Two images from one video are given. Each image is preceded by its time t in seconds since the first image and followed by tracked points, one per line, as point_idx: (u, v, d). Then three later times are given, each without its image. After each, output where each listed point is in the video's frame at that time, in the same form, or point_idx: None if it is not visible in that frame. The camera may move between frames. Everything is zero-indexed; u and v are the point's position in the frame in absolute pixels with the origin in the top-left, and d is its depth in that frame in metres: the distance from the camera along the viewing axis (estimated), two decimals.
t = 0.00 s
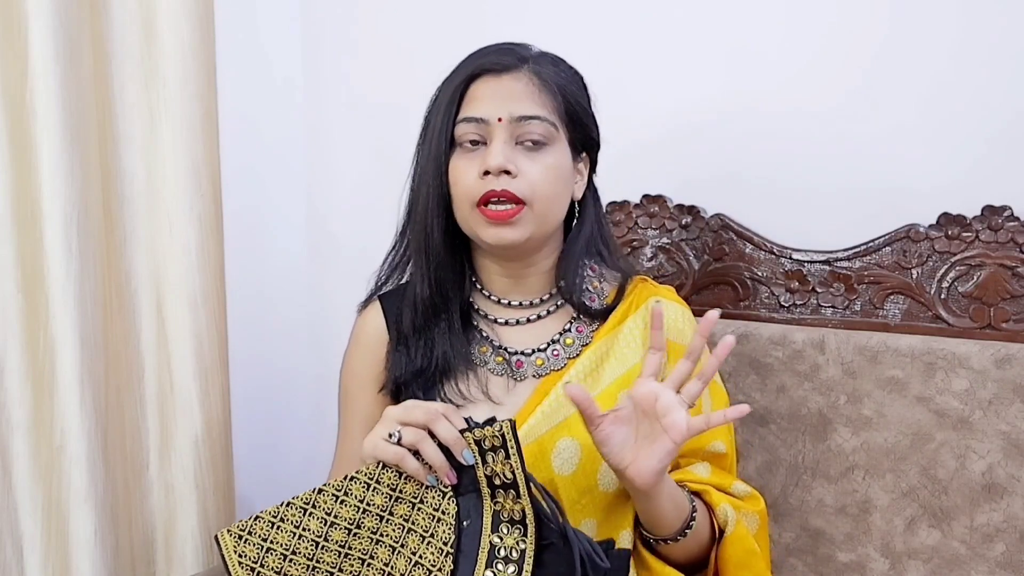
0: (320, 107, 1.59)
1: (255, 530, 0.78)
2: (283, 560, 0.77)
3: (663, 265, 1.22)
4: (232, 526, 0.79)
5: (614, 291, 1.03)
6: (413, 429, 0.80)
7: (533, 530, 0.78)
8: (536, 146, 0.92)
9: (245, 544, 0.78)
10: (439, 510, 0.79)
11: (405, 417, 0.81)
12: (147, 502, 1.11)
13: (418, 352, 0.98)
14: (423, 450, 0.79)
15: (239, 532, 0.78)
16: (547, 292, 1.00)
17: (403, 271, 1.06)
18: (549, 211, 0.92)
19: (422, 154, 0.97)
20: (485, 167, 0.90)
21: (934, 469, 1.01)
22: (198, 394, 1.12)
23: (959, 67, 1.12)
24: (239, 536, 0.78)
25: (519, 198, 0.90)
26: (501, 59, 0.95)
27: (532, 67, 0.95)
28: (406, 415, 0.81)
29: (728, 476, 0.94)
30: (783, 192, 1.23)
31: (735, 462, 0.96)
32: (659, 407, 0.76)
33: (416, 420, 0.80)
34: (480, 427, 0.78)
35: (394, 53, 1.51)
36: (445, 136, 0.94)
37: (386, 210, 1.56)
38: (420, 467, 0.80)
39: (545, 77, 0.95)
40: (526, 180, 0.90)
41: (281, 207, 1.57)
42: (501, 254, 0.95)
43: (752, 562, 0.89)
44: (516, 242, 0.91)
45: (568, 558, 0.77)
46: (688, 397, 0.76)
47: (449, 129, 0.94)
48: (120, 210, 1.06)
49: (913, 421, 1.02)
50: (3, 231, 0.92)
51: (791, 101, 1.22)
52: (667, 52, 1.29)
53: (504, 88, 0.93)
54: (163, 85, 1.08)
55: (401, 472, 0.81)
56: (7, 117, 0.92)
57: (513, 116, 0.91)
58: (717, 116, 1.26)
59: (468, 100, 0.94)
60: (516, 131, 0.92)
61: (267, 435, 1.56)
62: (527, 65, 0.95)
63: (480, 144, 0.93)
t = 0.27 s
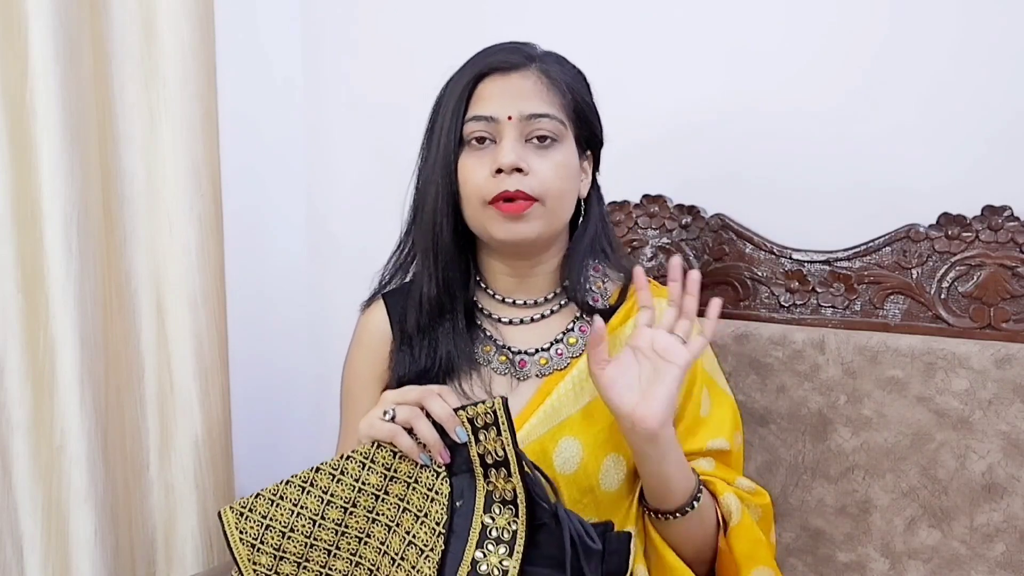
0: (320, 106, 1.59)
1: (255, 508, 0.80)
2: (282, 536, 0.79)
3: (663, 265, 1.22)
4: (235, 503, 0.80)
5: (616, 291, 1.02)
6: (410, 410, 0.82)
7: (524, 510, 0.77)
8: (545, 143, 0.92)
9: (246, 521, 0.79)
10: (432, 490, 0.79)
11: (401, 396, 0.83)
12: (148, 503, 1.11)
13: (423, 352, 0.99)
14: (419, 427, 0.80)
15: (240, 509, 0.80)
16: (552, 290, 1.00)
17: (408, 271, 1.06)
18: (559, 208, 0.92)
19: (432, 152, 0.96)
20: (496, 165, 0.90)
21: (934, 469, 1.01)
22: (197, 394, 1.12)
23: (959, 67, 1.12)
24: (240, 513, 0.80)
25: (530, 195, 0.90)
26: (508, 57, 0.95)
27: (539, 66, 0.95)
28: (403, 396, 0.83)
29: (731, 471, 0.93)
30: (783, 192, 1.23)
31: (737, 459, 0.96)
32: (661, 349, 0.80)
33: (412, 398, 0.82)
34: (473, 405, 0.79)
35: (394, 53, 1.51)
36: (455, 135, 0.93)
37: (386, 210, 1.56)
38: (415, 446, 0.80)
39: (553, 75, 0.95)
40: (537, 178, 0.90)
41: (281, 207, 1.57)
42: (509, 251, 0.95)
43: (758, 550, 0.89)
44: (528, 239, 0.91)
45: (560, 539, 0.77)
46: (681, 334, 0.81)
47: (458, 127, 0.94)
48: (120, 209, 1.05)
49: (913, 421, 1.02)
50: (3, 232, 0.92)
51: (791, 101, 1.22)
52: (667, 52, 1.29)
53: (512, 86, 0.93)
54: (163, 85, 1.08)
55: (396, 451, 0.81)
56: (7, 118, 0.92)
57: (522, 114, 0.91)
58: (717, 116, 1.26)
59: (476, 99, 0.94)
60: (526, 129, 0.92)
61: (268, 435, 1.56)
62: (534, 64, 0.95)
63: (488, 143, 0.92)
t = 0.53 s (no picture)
0: (321, 106, 1.59)
1: (256, 510, 0.81)
2: (283, 538, 0.80)
3: (663, 265, 1.22)
4: (238, 506, 0.82)
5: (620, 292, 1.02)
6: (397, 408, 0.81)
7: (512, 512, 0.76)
8: (545, 151, 0.92)
9: (248, 524, 0.81)
10: (425, 490, 0.79)
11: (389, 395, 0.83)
12: (148, 504, 1.11)
13: (427, 350, 0.99)
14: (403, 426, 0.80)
15: (243, 512, 0.81)
16: (555, 289, 1.00)
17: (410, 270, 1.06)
18: (561, 214, 0.93)
19: (432, 161, 0.96)
20: (498, 178, 0.90)
21: (934, 470, 1.01)
22: (198, 394, 1.12)
23: (959, 66, 1.12)
24: (243, 515, 0.81)
25: (532, 205, 0.90)
26: (504, 66, 0.94)
27: (535, 72, 0.94)
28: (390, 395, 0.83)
29: (732, 481, 0.93)
30: (783, 192, 1.23)
31: (739, 467, 0.95)
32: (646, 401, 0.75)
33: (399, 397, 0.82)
34: (458, 405, 0.77)
35: (394, 52, 1.51)
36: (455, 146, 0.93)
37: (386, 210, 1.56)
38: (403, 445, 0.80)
39: (549, 81, 0.94)
40: (538, 187, 0.90)
41: (281, 206, 1.57)
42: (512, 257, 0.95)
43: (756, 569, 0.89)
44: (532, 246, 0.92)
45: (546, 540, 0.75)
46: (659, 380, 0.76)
47: (457, 138, 0.93)
48: (120, 209, 1.05)
49: (913, 421, 1.02)
50: (3, 231, 0.92)
51: (791, 101, 1.22)
52: (667, 52, 1.29)
53: (508, 96, 0.92)
54: (163, 85, 1.08)
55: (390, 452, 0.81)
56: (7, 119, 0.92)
57: (521, 123, 0.91)
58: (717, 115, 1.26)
59: (474, 109, 0.93)
60: (525, 138, 0.91)
61: (268, 435, 1.56)
62: (530, 70, 0.94)
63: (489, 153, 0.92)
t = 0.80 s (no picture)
0: (321, 106, 1.59)
1: (270, 496, 0.82)
2: (297, 523, 0.82)
3: (663, 265, 1.22)
4: (251, 492, 0.83)
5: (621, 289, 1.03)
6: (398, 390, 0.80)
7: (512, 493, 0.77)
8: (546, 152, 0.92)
9: (263, 510, 0.82)
10: (431, 472, 0.79)
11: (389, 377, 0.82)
12: (148, 502, 1.11)
13: (428, 345, 0.98)
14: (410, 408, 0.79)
15: (257, 497, 0.82)
16: (556, 288, 1.00)
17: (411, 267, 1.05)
18: (562, 214, 0.93)
19: (432, 161, 0.97)
20: (498, 179, 0.90)
21: (934, 470, 1.01)
22: (197, 394, 1.11)
23: (959, 67, 1.12)
24: (257, 502, 0.82)
25: (534, 206, 0.90)
26: (504, 68, 0.94)
27: (537, 73, 0.94)
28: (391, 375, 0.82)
29: (732, 473, 0.93)
30: (783, 192, 1.23)
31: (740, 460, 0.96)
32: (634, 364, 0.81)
33: (399, 378, 0.81)
34: (458, 384, 0.78)
35: (394, 53, 1.51)
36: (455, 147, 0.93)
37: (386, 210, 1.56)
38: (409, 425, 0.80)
39: (551, 82, 0.94)
40: (539, 188, 0.90)
41: (281, 206, 1.57)
42: (514, 256, 0.96)
43: (759, 559, 0.89)
44: (533, 245, 0.93)
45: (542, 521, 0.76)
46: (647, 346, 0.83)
47: (458, 139, 0.94)
48: (120, 209, 1.06)
49: (913, 421, 1.02)
50: (3, 231, 0.93)
51: (791, 101, 1.22)
52: (667, 53, 1.29)
53: (509, 97, 0.92)
54: (163, 85, 1.07)
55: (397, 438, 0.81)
56: (8, 120, 0.92)
57: (521, 125, 0.91)
58: (717, 116, 1.26)
59: (475, 109, 0.93)
60: (526, 140, 0.91)
61: (268, 435, 1.56)
62: (531, 71, 0.94)
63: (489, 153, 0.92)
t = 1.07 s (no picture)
0: (321, 106, 1.59)
1: (270, 514, 0.81)
2: (296, 542, 0.81)
3: (663, 265, 1.22)
4: (251, 509, 0.81)
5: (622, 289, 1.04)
6: (405, 415, 0.78)
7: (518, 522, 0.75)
8: (548, 146, 0.92)
9: (262, 528, 0.81)
10: (434, 497, 0.78)
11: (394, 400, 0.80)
12: (148, 502, 1.11)
13: (428, 345, 0.98)
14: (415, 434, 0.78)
15: (257, 515, 0.81)
16: (556, 288, 1.00)
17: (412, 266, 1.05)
18: (563, 210, 0.93)
19: (434, 159, 0.97)
20: (501, 172, 0.90)
21: (934, 469, 1.01)
22: (197, 394, 1.12)
23: (959, 67, 1.12)
24: (257, 519, 0.81)
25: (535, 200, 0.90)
26: (508, 62, 0.94)
27: (540, 69, 0.95)
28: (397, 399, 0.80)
29: (735, 469, 0.94)
30: (783, 192, 1.23)
31: (742, 456, 0.96)
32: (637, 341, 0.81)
33: (404, 404, 0.79)
34: (465, 411, 0.76)
35: (394, 53, 1.51)
36: (458, 142, 0.93)
37: (386, 210, 1.56)
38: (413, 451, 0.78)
39: (554, 77, 0.95)
40: (541, 183, 0.90)
41: (281, 206, 1.57)
42: (516, 254, 0.96)
43: (764, 550, 0.89)
44: (534, 241, 0.92)
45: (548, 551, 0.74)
46: (648, 323, 0.84)
47: (461, 133, 0.93)
48: (120, 209, 1.06)
49: (913, 421, 1.02)
50: (3, 231, 0.93)
51: (791, 101, 1.22)
52: (667, 53, 1.29)
53: (513, 91, 0.92)
54: (162, 85, 1.08)
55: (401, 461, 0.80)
56: (8, 121, 0.92)
57: (525, 119, 0.91)
58: (717, 116, 1.26)
59: (479, 103, 0.93)
60: (528, 133, 0.92)
61: (268, 435, 1.56)
62: (534, 67, 0.95)
63: (491, 146, 0.93)
